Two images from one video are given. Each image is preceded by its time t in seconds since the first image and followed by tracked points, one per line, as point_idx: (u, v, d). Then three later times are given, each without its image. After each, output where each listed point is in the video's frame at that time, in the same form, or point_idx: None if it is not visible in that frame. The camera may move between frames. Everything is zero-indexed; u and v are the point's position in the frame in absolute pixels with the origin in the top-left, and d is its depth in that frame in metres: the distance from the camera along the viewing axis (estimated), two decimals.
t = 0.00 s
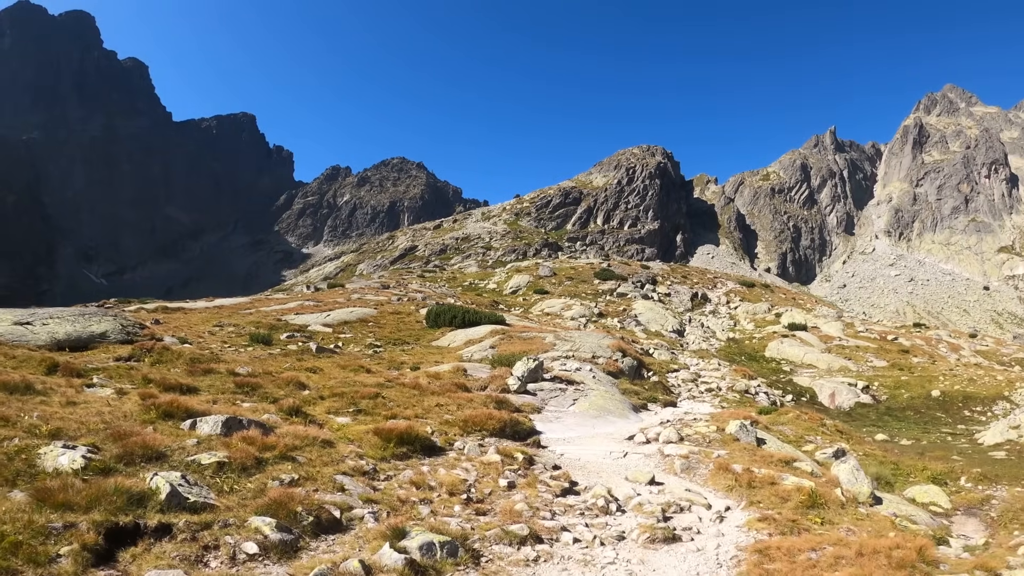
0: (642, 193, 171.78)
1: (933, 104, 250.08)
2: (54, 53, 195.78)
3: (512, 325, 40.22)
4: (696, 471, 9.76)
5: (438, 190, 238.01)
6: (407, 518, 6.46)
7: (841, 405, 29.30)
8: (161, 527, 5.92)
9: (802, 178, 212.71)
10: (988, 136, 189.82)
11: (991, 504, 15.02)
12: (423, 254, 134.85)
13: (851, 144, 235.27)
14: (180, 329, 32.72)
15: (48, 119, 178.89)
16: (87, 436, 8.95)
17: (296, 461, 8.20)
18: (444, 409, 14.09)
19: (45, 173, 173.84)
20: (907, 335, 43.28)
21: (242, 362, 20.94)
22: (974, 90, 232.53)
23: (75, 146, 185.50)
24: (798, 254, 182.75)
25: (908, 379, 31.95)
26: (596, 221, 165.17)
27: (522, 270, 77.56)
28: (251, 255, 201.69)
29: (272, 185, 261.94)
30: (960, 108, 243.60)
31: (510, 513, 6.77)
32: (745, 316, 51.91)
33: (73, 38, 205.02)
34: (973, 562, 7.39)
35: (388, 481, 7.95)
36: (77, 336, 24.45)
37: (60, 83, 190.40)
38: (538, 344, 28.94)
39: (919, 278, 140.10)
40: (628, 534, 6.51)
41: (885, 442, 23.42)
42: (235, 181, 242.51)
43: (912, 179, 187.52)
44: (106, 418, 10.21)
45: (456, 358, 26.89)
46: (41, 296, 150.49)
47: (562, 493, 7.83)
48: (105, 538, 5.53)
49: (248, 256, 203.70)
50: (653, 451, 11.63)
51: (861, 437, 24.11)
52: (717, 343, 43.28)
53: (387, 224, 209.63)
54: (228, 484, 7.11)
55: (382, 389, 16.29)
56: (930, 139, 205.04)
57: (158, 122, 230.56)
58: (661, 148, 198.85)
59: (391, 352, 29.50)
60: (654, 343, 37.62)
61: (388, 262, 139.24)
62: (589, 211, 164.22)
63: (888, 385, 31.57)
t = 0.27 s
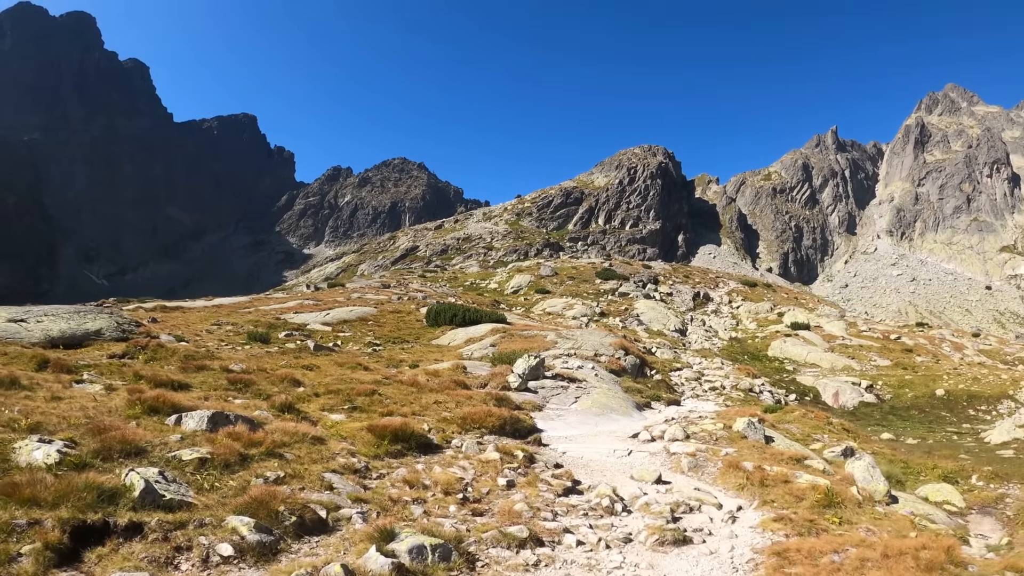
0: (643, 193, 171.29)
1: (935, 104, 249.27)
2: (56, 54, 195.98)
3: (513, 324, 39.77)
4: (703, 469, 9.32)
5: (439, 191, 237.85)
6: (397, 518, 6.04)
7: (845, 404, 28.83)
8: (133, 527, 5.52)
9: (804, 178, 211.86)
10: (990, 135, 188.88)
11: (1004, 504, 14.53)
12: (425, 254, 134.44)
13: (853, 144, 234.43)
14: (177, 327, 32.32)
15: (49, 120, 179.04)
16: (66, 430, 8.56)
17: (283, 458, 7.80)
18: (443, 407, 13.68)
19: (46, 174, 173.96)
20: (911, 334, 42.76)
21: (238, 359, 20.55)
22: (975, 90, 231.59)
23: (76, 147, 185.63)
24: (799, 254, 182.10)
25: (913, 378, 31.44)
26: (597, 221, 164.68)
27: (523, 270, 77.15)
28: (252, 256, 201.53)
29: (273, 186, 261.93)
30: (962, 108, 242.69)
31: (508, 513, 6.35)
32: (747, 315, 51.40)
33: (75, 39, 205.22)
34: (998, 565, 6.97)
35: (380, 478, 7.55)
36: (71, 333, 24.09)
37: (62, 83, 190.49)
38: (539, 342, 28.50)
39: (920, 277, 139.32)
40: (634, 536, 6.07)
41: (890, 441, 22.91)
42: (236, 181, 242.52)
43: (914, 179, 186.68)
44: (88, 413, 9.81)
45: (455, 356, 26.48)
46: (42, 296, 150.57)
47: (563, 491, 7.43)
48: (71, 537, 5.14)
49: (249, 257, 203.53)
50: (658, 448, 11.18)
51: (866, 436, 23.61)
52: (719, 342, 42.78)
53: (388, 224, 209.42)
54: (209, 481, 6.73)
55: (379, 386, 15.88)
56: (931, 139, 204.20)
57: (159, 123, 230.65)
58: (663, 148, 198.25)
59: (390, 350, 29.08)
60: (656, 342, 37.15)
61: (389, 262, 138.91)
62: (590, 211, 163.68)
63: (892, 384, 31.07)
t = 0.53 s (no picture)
0: (644, 192, 170.83)
1: (936, 103, 248.55)
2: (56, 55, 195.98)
3: (513, 323, 39.39)
4: (709, 474, 8.92)
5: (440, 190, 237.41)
6: (385, 528, 5.68)
7: (847, 404, 28.43)
8: (102, 536, 5.13)
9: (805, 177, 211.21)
10: (991, 135, 188.27)
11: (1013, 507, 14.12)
12: (425, 253, 134.00)
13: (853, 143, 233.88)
14: (173, 326, 31.97)
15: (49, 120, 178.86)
16: (44, 432, 8.19)
17: (268, 462, 7.42)
18: (439, 407, 13.28)
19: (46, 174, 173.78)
20: (912, 333, 42.29)
21: (233, 359, 20.18)
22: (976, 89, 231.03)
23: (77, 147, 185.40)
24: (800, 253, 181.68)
25: (915, 378, 31.04)
26: (598, 220, 164.20)
27: (523, 269, 76.73)
28: (253, 256, 201.22)
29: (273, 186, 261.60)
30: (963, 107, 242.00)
31: (504, 522, 5.96)
32: (748, 314, 50.96)
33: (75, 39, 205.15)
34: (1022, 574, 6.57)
35: (369, 485, 7.16)
36: (64, 333, 23.72)
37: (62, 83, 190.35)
38: (539, 341, 28.11)
39: (921, 277, 138.76)
40: (638, 547, 5.66)
41: (895, 442, 22.49)
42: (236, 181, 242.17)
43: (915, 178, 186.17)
44: (69, 414, 9.44)
45: (454, 356, 26.08)
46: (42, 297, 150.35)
47: (562, 498, 7.05)
48: (32, 548, 4.76)
49: (249, 256, 203.16)
50: (661, 453, 10.76)
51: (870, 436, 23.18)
52: (721, 341, 42.34)
53: (389, 224, 208.97)
54: (188, 488, 6.36)
55: (375, 387, 15.48)
56: (932, 138, 203.55)
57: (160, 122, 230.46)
58: (663, 148, 197.72)
59: (389, 349, 28.70)
60: (657, 342, 36.74)
61: (390, 261, 138.53)
62: (591, 211, 163.19)
63: (895, 384, 30.64)
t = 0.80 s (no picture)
0: (643, 192, 170.43)
1: (936, 103, 248.25)
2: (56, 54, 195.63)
3: (512, 322, 39.01)
4: (717, 476, 8.51)
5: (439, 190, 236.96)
6: (374, 534, 5.29)
7: (849, 404, 28.06)
8: (68, 540, 4.75)
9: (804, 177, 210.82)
10: (991, 135, 187.94)
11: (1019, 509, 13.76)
12: (424, 253, 133.47)
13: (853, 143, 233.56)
14: (169, 325, 31.59)
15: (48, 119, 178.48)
16: (19, 428, 7.81)
17: (251, 462, 7.03)
18: (435, 407, 12.90)
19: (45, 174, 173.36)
20: (913, 333, 41.89)
21: (226, 357, 19.77)
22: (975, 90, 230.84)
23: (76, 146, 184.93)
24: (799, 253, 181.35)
25: (916, 377, 30.68)
26: (597, 220, 163.78)
27: (523, 269, 76.29)
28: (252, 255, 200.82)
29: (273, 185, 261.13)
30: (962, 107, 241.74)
31: (502, 526, 5.57)
32: (748, 314, 50.56)
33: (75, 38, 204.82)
34: None
35: (360, 485, 6.77)
36: (57, 330, 23.35)
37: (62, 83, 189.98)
38: (538, 340, 27.76)
39: (921, 277, 138.43)
40: (644, 553, 5.29)
41: (898, 441, 22.11)
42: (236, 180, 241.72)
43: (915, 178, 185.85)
44: (49, 412, 9.05)
45: (452, 355, 25.71)
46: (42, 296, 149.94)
47: (563, 500, 6.66)
48: None
49: (249, 256, 202.71)
50: (665, 453, 10.35)
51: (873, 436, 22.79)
52: (721, 341, 41.95)
53: (388, 223, 208.49)
54: (165, 490, 5.95)
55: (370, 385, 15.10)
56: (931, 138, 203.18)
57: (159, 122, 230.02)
58: (663, 148, 197.24)
59: (386, 348, 28.34)
60: (657, 341, 36.34)
61: (389, 261, 138.04)
62: (590, 210, 162.74)
63: (896, 384, 30.28)
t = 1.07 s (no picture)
0: (642, 192, 170.02)
1: (933, 104, 248.37)
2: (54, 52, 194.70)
3: (510, 321, 38.55)
4: (727, 484, 8.06)
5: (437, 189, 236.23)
6: (360, 551, 4.83)
7: (849, 405, 27.68)
8: (22, 558, 4.28)
9: (803, 177, 210.65)
10: (988, 136, 188.06)
11: None
12: (422, 253, 132.78)
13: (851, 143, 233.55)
14: (162, 323, 31.07)
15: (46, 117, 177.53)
16: None
17: (231, 470, 6.60)
18: (431, 408, 12.47)
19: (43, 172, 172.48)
20: (913, 334, 41.52)
21: (216, 356, 19.30)
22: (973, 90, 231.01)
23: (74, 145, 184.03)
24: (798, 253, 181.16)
25: (916, 378, 30.33)
26: (596, 220, 163.34)
27: (520, 268, 75.83)
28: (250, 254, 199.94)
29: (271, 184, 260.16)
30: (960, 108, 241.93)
31: (501, 542, 5.14)
32: (747, 314, 50.17)
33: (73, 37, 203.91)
34: None
35: (347, 495, 6.33)
36: (47, 329, 22.81)
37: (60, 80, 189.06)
38: (536, 339, 27.33)
39: (919, 277, 138.39)
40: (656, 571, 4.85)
41: (901, 443, 21.72)
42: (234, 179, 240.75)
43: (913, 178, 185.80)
44: (23, 414, 8.58)
45: (448, 354, 25.26)
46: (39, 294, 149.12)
47: (565, 510, 6.24)
48: None
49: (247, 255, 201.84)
50: (669, 457, 9.89)
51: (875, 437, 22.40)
52: (720, 341, 41.56)
53: (386, 223, 207.82)
54: (138, 500, 5.50)
55: (364, 386, 14.67)
56: (930, 139, 203.14)
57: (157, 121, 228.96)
58: (662, 148, 196.62)
59: (382, 347, 27.89)
60: (656, 341, 35.95)
61: (387, 261, 137.37)
62: (589, 210, 162.23)
63: (896, 384, 29.93)
